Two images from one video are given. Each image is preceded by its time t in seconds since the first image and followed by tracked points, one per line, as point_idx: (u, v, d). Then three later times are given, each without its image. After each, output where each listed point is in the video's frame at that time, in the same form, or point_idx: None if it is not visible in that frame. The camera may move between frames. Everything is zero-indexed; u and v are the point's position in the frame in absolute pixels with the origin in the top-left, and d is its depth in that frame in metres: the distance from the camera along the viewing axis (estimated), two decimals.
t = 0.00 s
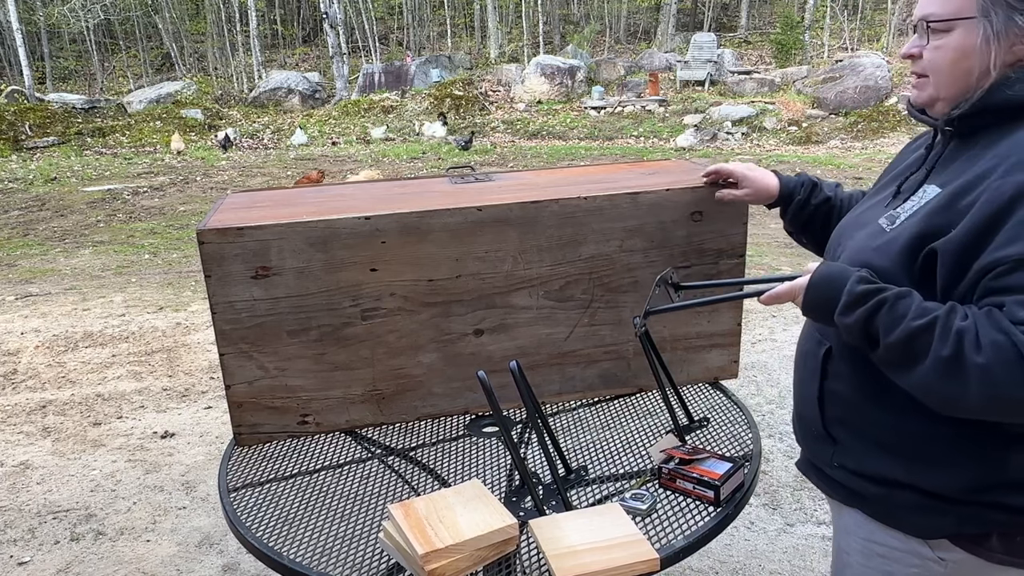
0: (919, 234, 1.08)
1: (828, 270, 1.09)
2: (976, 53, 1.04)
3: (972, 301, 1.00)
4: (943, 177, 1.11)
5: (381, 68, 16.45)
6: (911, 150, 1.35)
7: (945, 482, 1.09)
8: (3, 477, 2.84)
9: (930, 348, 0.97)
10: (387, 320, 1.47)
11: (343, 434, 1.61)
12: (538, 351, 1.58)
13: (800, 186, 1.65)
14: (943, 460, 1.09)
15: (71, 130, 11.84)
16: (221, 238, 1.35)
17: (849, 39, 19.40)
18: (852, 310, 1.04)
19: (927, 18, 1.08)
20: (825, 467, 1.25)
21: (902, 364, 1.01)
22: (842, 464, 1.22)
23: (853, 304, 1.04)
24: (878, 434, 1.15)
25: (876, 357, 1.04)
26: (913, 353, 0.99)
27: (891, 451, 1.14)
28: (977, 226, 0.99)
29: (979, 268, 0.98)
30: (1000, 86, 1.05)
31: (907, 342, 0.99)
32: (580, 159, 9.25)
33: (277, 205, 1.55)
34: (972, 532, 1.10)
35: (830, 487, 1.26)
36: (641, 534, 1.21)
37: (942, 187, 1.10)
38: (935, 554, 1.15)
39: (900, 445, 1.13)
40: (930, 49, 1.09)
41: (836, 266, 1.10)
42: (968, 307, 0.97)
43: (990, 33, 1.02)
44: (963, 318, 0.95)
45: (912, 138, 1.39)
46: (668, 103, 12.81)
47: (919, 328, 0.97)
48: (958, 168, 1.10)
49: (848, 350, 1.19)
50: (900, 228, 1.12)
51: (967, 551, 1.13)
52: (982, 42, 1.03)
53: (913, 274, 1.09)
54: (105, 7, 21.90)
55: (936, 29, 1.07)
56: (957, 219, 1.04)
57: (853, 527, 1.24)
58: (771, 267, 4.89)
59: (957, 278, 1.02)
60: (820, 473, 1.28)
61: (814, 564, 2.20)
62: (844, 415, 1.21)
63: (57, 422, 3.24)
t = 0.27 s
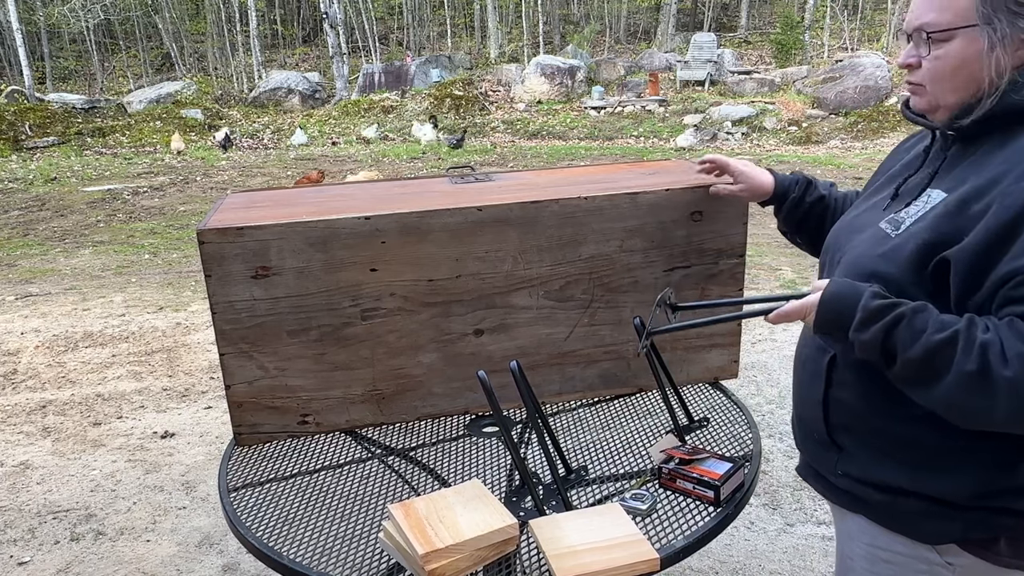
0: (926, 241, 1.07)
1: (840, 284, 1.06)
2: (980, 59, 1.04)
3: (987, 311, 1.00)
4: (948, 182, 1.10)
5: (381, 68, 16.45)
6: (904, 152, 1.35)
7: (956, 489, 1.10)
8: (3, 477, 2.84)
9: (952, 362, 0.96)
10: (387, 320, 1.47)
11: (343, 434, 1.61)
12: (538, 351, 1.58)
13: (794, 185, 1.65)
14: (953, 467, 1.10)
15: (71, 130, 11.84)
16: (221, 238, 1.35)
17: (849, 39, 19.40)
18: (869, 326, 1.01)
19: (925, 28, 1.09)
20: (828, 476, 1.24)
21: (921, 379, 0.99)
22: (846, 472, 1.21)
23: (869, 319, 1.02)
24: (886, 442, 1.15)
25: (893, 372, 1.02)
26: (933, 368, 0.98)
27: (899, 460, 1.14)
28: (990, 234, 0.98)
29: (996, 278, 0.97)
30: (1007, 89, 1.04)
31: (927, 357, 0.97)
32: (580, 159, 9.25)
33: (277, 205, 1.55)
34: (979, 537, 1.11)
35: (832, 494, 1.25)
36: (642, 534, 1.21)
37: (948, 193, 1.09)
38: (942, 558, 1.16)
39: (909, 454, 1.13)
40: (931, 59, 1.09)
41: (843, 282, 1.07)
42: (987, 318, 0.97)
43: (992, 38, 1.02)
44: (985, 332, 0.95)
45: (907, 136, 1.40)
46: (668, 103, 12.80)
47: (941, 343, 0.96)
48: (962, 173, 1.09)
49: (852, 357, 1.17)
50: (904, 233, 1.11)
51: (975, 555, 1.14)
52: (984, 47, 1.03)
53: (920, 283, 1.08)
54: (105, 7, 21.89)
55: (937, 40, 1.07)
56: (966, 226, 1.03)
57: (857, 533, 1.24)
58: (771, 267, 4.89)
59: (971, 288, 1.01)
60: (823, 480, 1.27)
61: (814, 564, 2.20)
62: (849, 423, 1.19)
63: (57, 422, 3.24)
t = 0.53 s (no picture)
0: (927, 247, 1.06)
1: (845, 299, 1.04)
2: (970, 71, 1.04)
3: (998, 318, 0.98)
4: (946, 187, 1.10)
5: (381, 68, 16.45)
6: (894, 155, 1.35)
7: (955, 494, 1.10)
8: (3, 477, 2.85)
9: (971, 373, 0.94)
10: (386, 320, 1.47)
11: (343, 433, 1.61)
12: (538, 352, 1.58)
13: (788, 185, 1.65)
14: (952, 473, 1.10)
15: (71, 130, 11.84)
16: (221, 238, 1.35)
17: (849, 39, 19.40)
18: (884, 339, 0.99)
19: (906, 48, 1.09)
20: (825, 481, 1.24)
21: (939, 391, 0.97)
22: (843, 478, 1.21)
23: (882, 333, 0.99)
24: (883, 448, 1.15)
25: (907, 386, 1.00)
26: (950, 380, 0.96)
27: (897, 466, 1.14)
28: (997, 240, 0.97)
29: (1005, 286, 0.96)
30: (1001, 96, 1.04)
31: (944, 369, 0.95)
32: (579, 159, 9.25)
33: (278, 205, 1.55)
34: (977, 541, 1.11)
35: (829, 499, 1.25)
36: (641, 534, 1.21)
37: (946, 198, 1.08)
38: (940, 563, 1.16)
39: (907, 459, 1.13)
40: (917, 76, 1.09)
41: (848, 297, 1.04)
42: (1001, 327, 0.95)
43: (979, 50, 1.02)
44: (1003, 341, 0.93)
45: (897, 138, 1.40)
46: (668, 103, 12.81)
47: (957, 354, 0.94)
48: (959, 177, 1.08)
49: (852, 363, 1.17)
50: (901, 240, 1.10)
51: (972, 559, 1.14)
52: (972, 60, 1.03)
53: (920, 288, 1.07)
54: (105, 7, 21.88)
55: (920, 58, 1.08)
56: (969, 231, 1.01)
57: (853, 537, 1.24)
58: (771, 267, 4.89)
59: (976, 296, 1.00)
60: (819, 485, 1.27)
61: (814, 563, 2.20)
62: (845, 429, 1.20)
63: (57, 422, 3.24)
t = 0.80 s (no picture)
0: (912, 251, 1.05)
1: (825, 311, 1.04)
2: (949, 70, 1.03)
3: (981, 324, 0.97)
4: (933, 189, 1.09)
5: (381, 68, 16.45)
6: (890, 153, 1.34)
7: (941, 500, 1.09)
8: (3, 477, 2.84)
9: (950, 385, 0.94)
10: (387, 320, 1.47)
11: (343, 434, 1.61)
12: (538, 351, 1.58)
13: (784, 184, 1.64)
14: (936, 479, 1.09)
15: (71, 130, 11.84)
16: (221, 237, 1.35)
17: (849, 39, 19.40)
18: (863, 351, 0.99)
19: (892, 39, 1.08)
20: (814, 485, 1.25)
21: (920, 402, 0.97)
22: (831, 482, 1.21)
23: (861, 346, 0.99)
24: (870, 454, 1.15)
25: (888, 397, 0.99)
26: (931, 391, 0.95)
27: (885, 471, 1.14)
28: (978, 245, 0.96)
29: (988, 290, 0.94)
30: (982, 97, 1.03)
31: (923, 381, 0.95)
32: (579, 159, 9.25)
33: (278, 205, 1.55)
34: (965, 546, 1.10)
35: (819, 503, 1.25)
36: (641, 534, 1.21)
37: (932, 201, 1.07)
38: (929, 567, 1.16)
39: (892, 464, 1.13)
40: (901, 69, 1.08)
41: (829, 310, 1.04)
42: (981, 334, 0.94)
43: (959, 48, 1.01)
44: (981, 350, 0.92)
45: (894, 136, 1.39)
46: (668, 103, 12.81)
47: (936, 365, 0.94)
48: (944, 179, 1.07)
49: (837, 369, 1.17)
50: (888, 244, 1.10)
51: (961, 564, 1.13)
52: (951, 58, 1.02)
53: (905, 292, 1.07)
54: (105, 7, 21.88)
55: (904, 50, 1.07)
56: (952, 235, 1.01)
57: (843, 541, 1.24)
58: (771, 267, 4.88)
59: (959, 303, 0.99)
60: (809, 489, 1.27)
61: (813, 563, 2.20)
62: (832, 434, 1.20)
63: (57, 422, 3.24)
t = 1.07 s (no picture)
0: (896, 252, 1.05)
1: (805, 312, 1.05)
2: (937, 67, 1.02)
3: (960, 327, 0.96)
4: (921, 188, 1.08)
5: (381, 68, 16.46)
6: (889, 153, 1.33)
7: (927, 503, 1.08)
8: (3, 477, 2.84)
9: (924, 386, 0.93)
10: (387, 320, 1.47)
11: (343, 434, 1.60)
12: (539, 351, 1.58)
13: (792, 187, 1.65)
14: (922, 481, 1.09)
15: (71, 130, 11.84)
16: (221, 238, 1.35)
17: (849, 39, 19.41)
18: (839, 352, 0.99)
19: (885, 34, 1.08)
20: (803, 487, 1.25)
21: (895, 405, 0.97)
22: (820, 484, 1.21)
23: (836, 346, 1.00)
24: (858, 454, 1.15)
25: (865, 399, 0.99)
26: (905, 393, 0.95)
27: (872, 472, 1.14)
28: (961, 247, 0.95)
29: (967, 292, 0.94)
30: (969, 96, 1.02)
31: (899, 382, 0.95)
32: (579, 159, 9.25)
33: (278, 205, 1.55)
34: (952, 550, 1.09)
35: (808, 505, 1.25)
36: (641, 534, 1.21)
37: (919, 200, 1.06)
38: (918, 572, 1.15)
39: (880, 466, 1.12)
40: (894, 64, 1.08)
41: (810, 310, 1.05)
42: (958, 337, 0.94)
43: (948, 44, 1.00)
44: (956, 352, 0.91)
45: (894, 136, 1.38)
46: (668, 103, 12.81)
47: (910, 366, 0.94)
48: (931, 180, 1.06)
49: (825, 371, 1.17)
50: (874, 244, 1.10)
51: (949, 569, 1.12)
52: (940, 54, 1.01)
53: (891, 292, 1.06)
54: (105, 7, 21.87)
55: (896, 44, 1.06)
56: (935, 236, 1.00)
57: (833, 543, 1.24)
58: (770, 267, 4.88)
59: (941, 306, 0.99)
60: (799, 491, 1.27)
61: (814, 564, 2.20)
62: (822, 435, 1.20)
63: (57, 422, 3.24)
